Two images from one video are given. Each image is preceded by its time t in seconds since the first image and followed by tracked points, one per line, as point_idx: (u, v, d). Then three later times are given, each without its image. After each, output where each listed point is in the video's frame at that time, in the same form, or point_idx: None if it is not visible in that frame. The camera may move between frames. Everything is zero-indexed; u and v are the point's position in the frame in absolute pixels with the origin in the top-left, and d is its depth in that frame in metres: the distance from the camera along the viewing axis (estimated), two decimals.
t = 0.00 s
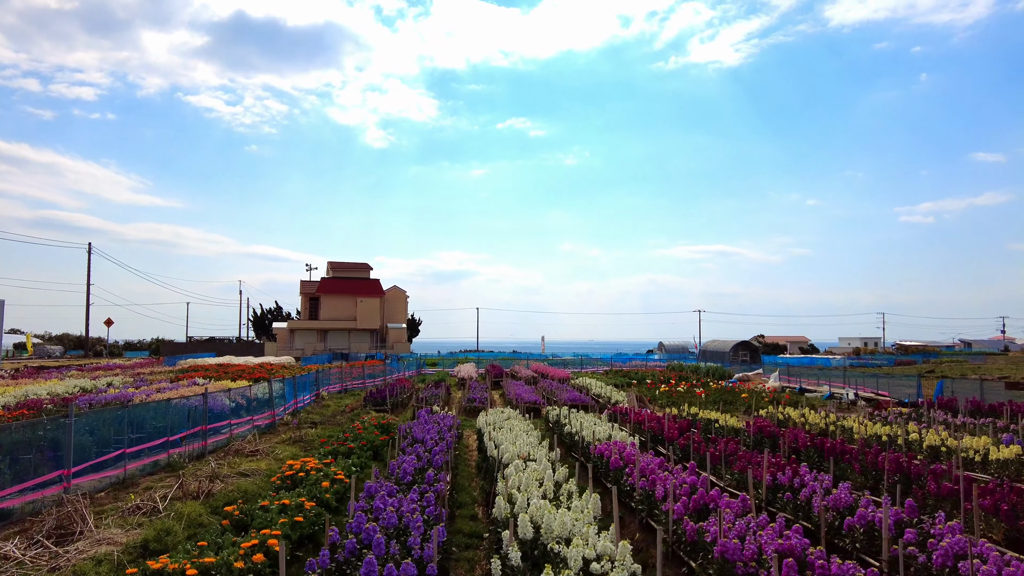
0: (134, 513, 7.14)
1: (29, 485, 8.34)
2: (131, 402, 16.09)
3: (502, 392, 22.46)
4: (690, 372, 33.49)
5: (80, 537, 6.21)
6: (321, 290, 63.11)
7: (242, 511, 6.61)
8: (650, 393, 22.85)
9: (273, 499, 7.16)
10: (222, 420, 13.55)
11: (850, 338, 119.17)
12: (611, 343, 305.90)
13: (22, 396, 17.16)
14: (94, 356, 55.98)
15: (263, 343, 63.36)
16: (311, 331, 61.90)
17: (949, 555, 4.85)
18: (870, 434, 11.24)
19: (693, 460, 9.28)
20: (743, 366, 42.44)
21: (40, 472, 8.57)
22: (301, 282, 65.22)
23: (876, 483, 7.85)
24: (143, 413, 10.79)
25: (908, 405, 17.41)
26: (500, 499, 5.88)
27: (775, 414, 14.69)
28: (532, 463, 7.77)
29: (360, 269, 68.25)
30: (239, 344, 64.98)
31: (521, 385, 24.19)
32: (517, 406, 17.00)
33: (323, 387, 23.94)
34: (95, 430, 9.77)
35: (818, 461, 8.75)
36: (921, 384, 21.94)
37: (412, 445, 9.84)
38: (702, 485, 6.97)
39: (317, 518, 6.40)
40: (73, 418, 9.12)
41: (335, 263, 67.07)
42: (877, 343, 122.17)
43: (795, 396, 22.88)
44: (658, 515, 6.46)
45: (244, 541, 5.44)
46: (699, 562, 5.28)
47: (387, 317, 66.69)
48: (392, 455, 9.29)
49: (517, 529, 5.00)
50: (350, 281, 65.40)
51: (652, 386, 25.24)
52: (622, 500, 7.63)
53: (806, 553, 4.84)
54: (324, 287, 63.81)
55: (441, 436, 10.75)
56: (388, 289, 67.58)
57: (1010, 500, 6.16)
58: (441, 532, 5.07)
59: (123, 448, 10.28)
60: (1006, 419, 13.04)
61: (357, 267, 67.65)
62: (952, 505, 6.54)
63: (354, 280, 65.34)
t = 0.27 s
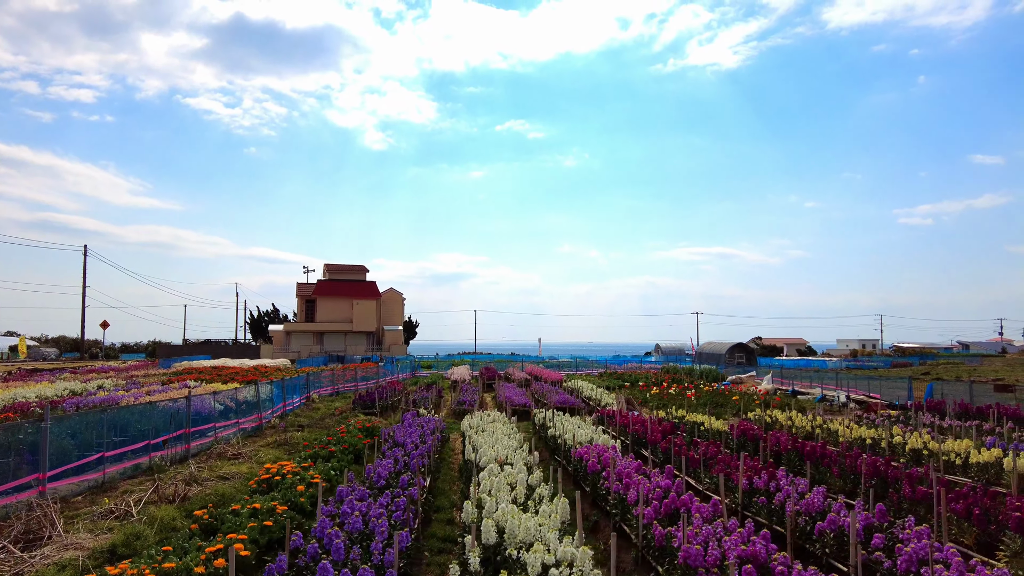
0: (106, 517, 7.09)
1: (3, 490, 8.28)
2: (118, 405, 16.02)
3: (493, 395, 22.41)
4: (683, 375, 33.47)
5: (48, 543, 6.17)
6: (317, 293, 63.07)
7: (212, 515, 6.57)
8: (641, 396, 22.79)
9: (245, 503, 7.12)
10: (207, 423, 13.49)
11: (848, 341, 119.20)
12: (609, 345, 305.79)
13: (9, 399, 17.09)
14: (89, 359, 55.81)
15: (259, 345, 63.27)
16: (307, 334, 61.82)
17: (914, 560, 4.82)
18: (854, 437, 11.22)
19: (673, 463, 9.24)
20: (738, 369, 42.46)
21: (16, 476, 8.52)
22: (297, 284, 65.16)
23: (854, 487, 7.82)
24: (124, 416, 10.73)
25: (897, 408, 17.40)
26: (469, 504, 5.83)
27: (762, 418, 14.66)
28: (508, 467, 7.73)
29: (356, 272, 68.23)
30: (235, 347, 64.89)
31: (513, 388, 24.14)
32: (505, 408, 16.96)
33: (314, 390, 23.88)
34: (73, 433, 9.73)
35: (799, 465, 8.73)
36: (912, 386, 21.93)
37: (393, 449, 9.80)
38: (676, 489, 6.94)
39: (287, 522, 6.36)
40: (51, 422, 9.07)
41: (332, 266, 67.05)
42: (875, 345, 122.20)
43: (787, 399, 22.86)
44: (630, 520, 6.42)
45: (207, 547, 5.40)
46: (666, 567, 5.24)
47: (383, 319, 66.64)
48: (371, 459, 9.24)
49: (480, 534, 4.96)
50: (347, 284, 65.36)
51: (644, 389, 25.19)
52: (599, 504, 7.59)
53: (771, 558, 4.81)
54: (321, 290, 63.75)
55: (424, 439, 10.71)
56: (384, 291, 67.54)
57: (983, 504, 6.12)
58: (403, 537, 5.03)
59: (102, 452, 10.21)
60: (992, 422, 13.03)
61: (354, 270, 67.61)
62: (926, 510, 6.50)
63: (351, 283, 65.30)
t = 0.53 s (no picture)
0: (80, 519, 7.06)
1: None
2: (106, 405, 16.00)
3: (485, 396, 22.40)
4: (678, 376, 33.45)
5: (18, 544, 6.14)
6: (315, 294, 63.08)
7: (184, 516, 6.54)
8: (634, 397, 22.77)
9: (219, 505, 7.08)
10: (193, 423, 13.44)
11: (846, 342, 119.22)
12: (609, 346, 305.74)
13: None
14: (86, 359, 55.79)
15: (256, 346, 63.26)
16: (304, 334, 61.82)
17: (880, 563, 4.78)
18: (839, 439, 11.21)
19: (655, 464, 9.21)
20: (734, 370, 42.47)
21: None
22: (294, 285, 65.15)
23: (834, 489, 7.79)
24: (106, 417, 10.68)
25: (888, 410, 17.39)
26: (438, 506, 5.80)
27: (750, 419, 14.67)
28: (485, 468, 7.69)
29: (353, 273, 68.21)
30: (232, 347, 64.89)
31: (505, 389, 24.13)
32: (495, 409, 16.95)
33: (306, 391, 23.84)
34: (55, 435, 9.70)
35: (780, 467, 8.69)
36: (905, 388, 21.92)
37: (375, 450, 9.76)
38: (651, 491, 6.90)
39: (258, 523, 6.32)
40: (29, 422, 9.02)
41: (329, 267, 67.05)
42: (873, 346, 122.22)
43: (780, 400, 22.85)
44: (602, 522, 6.38)
45: (173, 548, 5.36)
46: (634, 570, 5.20)
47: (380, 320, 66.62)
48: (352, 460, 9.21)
49: (445, 536, 4.93)
50: (344, 284, 65.37)
51: (637, 390, 25.17)
52: (577, 506, 7.55)
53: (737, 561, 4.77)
54: (318, 291, 63.74)
55: (407, 440, 10.69)
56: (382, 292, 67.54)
57: (958, 507, 6.09)
58: (368, 539, 5.00)
59: (83, 453, 10.16)
60: (979, 424, 13.03)
61: (351, 271, 67.62)
62: (901, 513, 6.47)
63: (348, 283, 65.28)
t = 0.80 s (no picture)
0: (49, 519, 6.99)
1: None
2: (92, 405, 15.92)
3: (477, 397, 22.34)
4: (673, 376, 33.40)
5: None
6: (311, 294, 63.03)
7: (152, 516, 6.47)
8: (626, 398, 22.70)
9: (190, 505, 7.02)
10: (177, 423, 13.35)
11: (844, 342, 119.17)
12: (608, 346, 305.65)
13: None
14: (82, 359, 55.73)
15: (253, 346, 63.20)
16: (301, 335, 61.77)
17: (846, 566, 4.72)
18: (824, 440, 11.16)
19: (636, 465, 9.14)
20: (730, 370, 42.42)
21: None
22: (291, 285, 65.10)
23: (813, 491, 7.72)
24: (86, 417, 10.60)
25: (878, 410, 17.34)
26: (406, 507, 5.75)
27: (738, 419, 14.62)
28: (461, 469, 7.63)
29: (351, 273, 68.15)
30: (228, 347, 64.83)
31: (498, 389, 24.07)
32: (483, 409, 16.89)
33: (298, 391, 23.76)
34: (35, 434, 9.65)
35: (761, 468, 8.63)
36: (897, 389, 21.86)
37: (355, 450, 9.70)
38: (625, 492, 6.84)
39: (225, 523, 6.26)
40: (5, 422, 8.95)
41: (326, 267, 67.01)
42: (872, 347, 122.13)
43: (772, 401, 22.79)
44: (573, 524, 6.32)
45: (134, 549, 5.30)
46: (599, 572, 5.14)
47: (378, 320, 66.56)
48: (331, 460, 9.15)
49: (406, 538, 4.86)
50: (341, 284, 65.31)
51: (630, 391, 25.10)
52: (553, 507, 7.49)
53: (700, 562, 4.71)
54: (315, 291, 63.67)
55: (389, 440, 10.63)
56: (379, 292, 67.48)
57: (932, 509, 6.03)
58: (328, 540, 4.94)
59: (61, 453, 10.07)
60: (967, 424, 12.98)
61: (348, 270, 67.56)
62: (876, 515, 6.41)
63: (345, 283, 65.21)
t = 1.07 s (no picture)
0: (21, 521, 6.94)
1: None
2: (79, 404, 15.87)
3: (469, 396, 22.32)
4: (668, 376, 33.35)
5: None
6: (309, 293, 63.00)
7: (122, 517, 6.43)
8: (618, 398, 22.68)
9: (163, 505, 6.98)
10: (163, 423, 13.28)
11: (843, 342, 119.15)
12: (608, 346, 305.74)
13: None
14: (78, 359, 55.67)
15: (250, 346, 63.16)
16: (298, 334, 61.74)
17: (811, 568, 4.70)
18: (809, 440, 11.13)
19: (617, 466, 9.10)
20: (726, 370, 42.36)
21: None
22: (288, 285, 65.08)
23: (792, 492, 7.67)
24: (68, 416, 10.54)
25: (869, 410, 17.30)
26: (375, 508, 5.71)
27: (726, 420, 14.59)
28: (437, 470, 7.60)
29: (348, 272, 68.12)
30: (225, 347, 64.78)
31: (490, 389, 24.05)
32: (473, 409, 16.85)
33: (290, 391, 23.71)
34: (17, 435, 9.61)
35: (742, 469, 8.58)
36: (890, 388, 21.82)
37: (336, 450, 9.67)
38: (600, 493, 6.80)
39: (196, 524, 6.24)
40: None
41: (324, 266, 67.02)
42: (871, 346, 122.06)
43: (765, 400, 22.75)
44: (545, 525, 6.30)
45: (98, 551, 5.27)
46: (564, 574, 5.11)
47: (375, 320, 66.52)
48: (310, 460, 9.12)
49: (369, 540, 4.85)
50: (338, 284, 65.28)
51: (624, 390, 25.07)
52: (529, 508, 7.46)
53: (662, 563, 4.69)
54: (312, 290, 63.62)
55: (373, 440, 10.59)
56: (377, 292, 67.45)
57: (905, 510, 5.99)
58: (293, 541, 4.93)
59: (42, 453, 10.01)
60: (954, 424, 12.94)
61: (346, 270, 67.58)
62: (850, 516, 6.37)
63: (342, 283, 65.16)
